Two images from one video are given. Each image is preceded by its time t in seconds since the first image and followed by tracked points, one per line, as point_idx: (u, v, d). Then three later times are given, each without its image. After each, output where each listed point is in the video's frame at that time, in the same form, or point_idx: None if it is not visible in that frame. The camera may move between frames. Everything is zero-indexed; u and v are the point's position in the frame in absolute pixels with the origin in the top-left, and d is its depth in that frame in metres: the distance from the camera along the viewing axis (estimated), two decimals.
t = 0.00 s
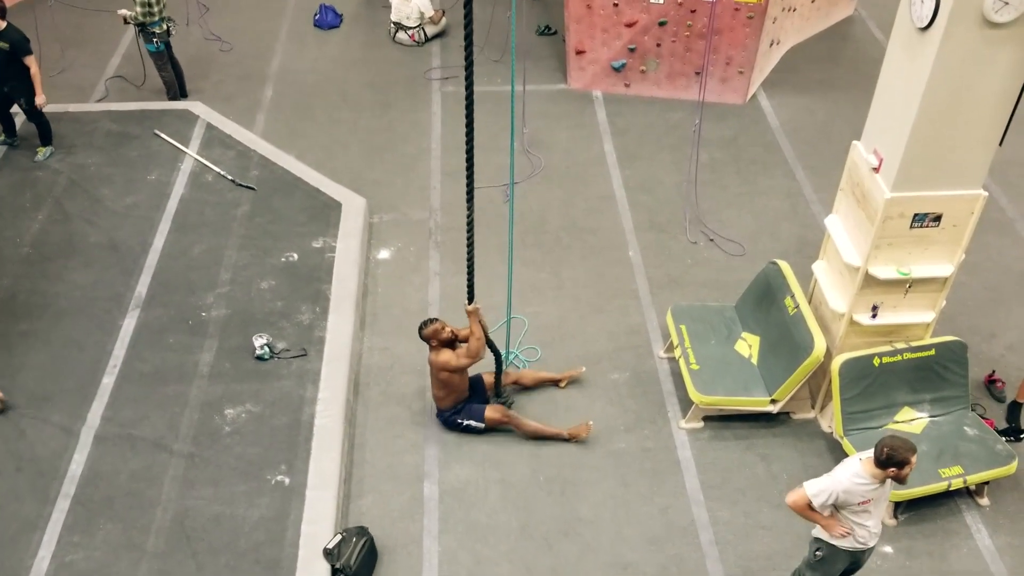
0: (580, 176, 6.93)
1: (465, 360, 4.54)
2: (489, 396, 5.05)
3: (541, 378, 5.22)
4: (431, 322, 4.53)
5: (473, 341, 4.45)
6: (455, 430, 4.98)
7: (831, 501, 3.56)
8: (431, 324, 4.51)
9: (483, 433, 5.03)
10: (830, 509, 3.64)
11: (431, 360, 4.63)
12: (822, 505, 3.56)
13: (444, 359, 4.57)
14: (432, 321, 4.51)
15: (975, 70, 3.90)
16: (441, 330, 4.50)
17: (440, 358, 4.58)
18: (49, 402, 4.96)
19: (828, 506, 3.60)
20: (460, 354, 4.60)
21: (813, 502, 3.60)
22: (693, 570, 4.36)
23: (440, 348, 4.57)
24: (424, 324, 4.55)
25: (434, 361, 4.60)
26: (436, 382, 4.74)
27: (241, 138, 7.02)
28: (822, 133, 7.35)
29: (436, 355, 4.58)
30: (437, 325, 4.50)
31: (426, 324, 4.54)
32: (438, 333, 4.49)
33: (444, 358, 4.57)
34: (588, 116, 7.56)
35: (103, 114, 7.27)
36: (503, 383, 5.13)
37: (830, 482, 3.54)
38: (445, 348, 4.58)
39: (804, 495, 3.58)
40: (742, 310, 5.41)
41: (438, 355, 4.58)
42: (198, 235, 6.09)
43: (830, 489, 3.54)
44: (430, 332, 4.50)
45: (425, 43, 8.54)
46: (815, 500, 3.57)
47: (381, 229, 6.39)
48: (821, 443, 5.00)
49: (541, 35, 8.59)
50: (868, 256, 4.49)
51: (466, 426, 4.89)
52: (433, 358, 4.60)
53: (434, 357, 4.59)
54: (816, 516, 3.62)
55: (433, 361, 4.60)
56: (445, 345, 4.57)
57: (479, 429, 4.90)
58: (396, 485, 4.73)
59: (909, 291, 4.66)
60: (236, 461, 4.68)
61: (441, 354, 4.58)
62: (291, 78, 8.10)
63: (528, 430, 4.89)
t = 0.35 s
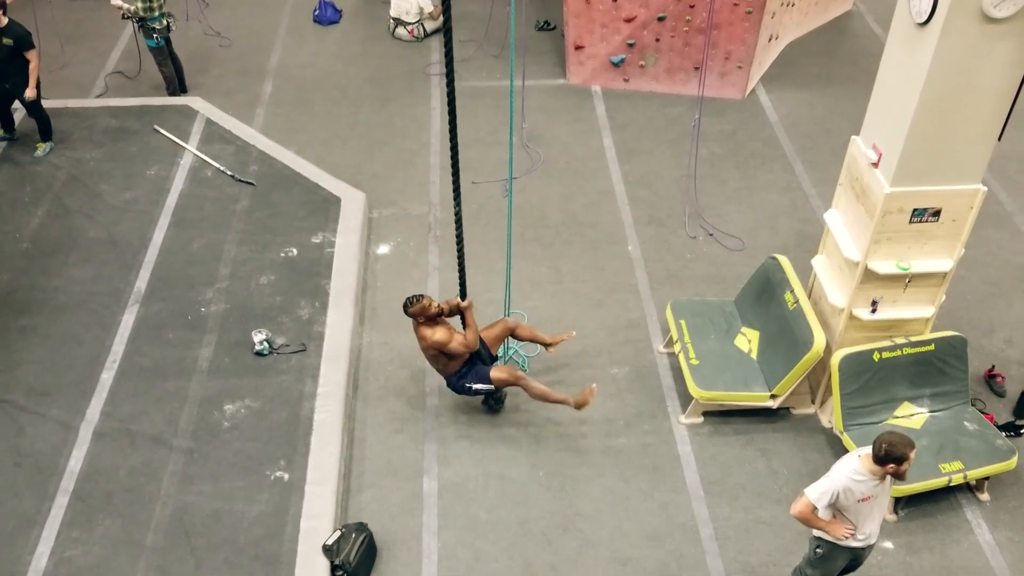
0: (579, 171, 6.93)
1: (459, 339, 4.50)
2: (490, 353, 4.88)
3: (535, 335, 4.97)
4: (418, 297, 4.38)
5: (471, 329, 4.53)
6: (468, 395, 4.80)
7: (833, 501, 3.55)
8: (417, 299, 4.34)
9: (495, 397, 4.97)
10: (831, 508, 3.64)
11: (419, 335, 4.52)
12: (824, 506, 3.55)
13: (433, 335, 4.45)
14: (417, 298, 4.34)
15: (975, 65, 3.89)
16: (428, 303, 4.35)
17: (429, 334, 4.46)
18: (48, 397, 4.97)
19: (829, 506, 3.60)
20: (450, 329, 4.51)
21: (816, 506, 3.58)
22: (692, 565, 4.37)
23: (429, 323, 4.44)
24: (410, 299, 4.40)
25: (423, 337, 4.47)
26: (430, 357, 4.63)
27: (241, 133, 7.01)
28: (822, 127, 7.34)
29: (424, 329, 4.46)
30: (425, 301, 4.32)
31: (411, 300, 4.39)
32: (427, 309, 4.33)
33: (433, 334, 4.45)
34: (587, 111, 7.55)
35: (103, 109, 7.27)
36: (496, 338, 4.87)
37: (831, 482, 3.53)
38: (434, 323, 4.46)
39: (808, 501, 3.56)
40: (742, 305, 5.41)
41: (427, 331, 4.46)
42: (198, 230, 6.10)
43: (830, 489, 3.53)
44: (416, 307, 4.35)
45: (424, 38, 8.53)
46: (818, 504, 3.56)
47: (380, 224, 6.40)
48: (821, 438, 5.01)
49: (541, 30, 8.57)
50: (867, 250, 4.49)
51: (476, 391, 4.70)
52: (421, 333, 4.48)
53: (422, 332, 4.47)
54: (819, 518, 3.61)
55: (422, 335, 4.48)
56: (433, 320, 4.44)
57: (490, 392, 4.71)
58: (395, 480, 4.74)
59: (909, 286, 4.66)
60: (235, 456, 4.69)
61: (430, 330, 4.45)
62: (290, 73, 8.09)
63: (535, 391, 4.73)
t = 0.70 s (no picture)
0: (579, 182, 6.94)
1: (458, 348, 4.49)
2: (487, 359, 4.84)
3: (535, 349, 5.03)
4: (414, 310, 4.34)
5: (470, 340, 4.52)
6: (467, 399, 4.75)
7: (832, 514, 3.54)
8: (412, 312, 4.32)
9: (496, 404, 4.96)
10: (831, 521, 3.62)
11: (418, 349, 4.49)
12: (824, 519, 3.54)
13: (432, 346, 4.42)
14: (413, 312, 4.32)
15: (973, 76, 3.90)
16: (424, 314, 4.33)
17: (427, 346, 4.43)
18: (48, 410, 4.96)
19: (828, 518, 3.59)
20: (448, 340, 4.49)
21: (816, 519, 3.57)
22: None
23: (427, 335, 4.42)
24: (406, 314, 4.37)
25: (422, 350, 4.45)
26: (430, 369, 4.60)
27: (242, 145, 7.03)
28: (821, 138, 7.36)
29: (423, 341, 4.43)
30: (422, 314, 4.30)
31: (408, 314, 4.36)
32: (425, 321, 4.31)
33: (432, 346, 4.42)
34: (587, 123, 7.57)
35: (104, 121, 7.29)
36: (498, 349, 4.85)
37: (831, 495, 3.52)
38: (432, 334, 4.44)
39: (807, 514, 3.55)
40: (742, 316, 5.40)
41: (427, 343, 4.44)
42: (198, 242, 6.10)
43: (830, 502, 3.52)
44: (413, 321, 4.32)
45: (425, 50, 8.56)
46: (818, 517, 3.54)
47: (380, 235, 6.40)
48: (822, 450, 4.99)
49: (540, 42, 8.60)
50: (867, 261, 4.49)
51: (473, 391, 4.65)
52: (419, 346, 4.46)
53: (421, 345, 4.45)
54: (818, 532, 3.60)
55: (422, 349, 4.45)
56: (431, 331, 4.41)
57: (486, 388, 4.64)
58: (395, 493, 4.73)
59: (909, 296, 4.66)
60: (235, 468, 4.67)
61: (428, 341, 4.43)
62: (291, 85, 8.12)
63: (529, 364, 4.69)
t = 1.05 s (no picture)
0: (576, 198, 6.96)
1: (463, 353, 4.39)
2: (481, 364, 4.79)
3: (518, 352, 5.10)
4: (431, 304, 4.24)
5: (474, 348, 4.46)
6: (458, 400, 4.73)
7: (830, 529, 3.54)
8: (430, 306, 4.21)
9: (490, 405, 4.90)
10: (829, 536, 3.62)
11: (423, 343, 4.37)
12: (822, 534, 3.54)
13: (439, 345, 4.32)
14: (431, 305, 4.22)
15: (968, 91, 3.93)
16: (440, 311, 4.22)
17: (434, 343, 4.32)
18: (44, 427, 4.93)
19: (826, 533, 3.59)
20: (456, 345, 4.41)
21: (814, 533, 3.57)
22: None
23: (438, 333, 4.30)
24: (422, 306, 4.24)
25: (428, 345, 4.33)
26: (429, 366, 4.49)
27: (239, 162, 7.04)
28: (817, 154, 7.40)
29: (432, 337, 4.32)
30: (442, 309, 4.21)
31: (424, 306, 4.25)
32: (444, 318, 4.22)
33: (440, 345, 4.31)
34: (584, 139, 7.60)
35: (102, 138, 7.30)
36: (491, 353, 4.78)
37: (828, 509, 3.52)
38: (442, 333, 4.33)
39: (805, 528, 3.55)
40: (739, 331, 5.41)
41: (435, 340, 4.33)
42: (196, 258, 6.10)
43: (828, 516, 3.52)
44: (428, 314, 4.21)
45: (422, 67, 8.60)
46: (816, 531, 3.54)
47: (378, 251, 6.40)
48: (821, 465, 4.98)
49: (536, 59, 8.64)
50: (864, 275, 4.50)
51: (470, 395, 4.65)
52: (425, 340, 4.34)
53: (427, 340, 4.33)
54: (817, 546, 3.59)
55: (428, 345, 4.33)
56: (446, 331, 4.32)
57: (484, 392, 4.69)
58: (393, 510, 4.70)
59: (906, 310, 4.66)
60: (232, 486, 4.64)
61: (436, 339, 4.32)
62: (288, 102, 8.14)
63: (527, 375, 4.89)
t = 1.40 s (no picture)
0: (574, 208, 6.95)
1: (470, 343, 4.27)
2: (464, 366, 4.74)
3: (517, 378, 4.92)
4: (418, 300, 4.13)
5: (482, 340, 4.56)
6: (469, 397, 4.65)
7: (829, 539, 3.53)
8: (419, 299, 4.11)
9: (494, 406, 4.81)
10: (828, 546, 3.61)
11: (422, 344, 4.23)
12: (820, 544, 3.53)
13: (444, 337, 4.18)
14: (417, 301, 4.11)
15: (966, 101, 3.93)
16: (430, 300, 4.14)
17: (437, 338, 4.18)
18: (40, 439, 4.90)
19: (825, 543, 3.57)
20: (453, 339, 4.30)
21: (813, 543, 3.56)
22: None
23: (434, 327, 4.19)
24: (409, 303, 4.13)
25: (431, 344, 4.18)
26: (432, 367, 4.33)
27: (237, 172, 7.03)
28: (815, 164, 7.40)
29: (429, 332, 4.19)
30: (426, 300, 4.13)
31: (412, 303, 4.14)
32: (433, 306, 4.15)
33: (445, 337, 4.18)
34: (582, 149, 7.61)
35: (100, 149, 7.29)
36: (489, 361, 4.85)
37: (827, 520, 3.51)
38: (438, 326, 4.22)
39: (803, 539, 3.53)
40: (738, 341, 5.39)
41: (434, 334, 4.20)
42: (193, 269, 6.08)
43: (827, 526, 3.50)
44: (423, 308, 4.10)
45: (420, 77, 8.61)
46: (814, 542, 3.53)
47: (375, 261, 6.39)
48: (820, 476, 4.95)
49: (534, 70, 8.66)
50: (862, 286, 4.49)
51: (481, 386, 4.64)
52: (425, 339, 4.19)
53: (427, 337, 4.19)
54: (815, 556, 3.58)
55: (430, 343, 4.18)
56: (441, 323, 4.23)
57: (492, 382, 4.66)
58: (390, 521, 4.67)
59: (905, 321, 4.66)
60: (228, 497, 4.61)
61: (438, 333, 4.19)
62: (287, 113, 8.15)
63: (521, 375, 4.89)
